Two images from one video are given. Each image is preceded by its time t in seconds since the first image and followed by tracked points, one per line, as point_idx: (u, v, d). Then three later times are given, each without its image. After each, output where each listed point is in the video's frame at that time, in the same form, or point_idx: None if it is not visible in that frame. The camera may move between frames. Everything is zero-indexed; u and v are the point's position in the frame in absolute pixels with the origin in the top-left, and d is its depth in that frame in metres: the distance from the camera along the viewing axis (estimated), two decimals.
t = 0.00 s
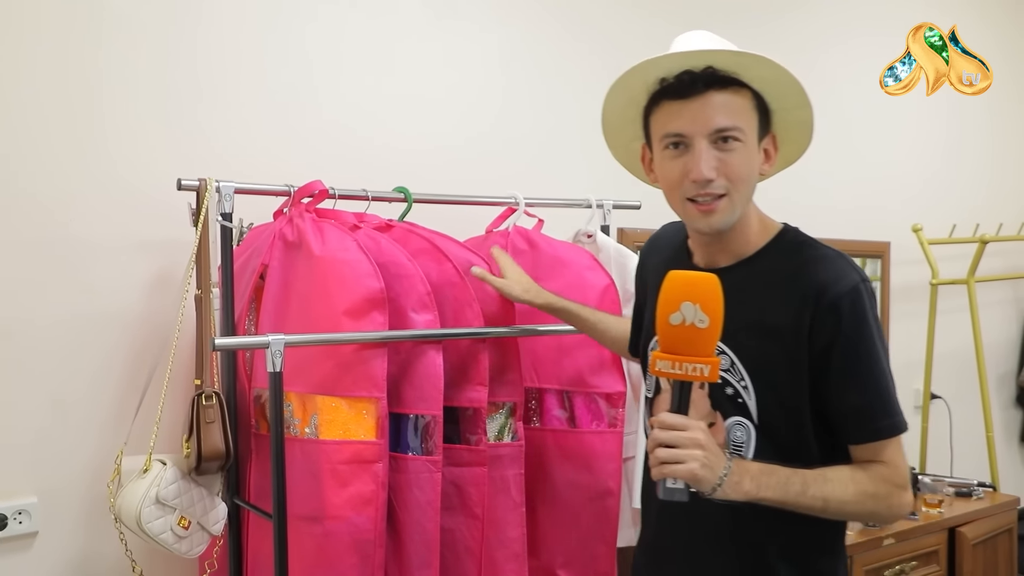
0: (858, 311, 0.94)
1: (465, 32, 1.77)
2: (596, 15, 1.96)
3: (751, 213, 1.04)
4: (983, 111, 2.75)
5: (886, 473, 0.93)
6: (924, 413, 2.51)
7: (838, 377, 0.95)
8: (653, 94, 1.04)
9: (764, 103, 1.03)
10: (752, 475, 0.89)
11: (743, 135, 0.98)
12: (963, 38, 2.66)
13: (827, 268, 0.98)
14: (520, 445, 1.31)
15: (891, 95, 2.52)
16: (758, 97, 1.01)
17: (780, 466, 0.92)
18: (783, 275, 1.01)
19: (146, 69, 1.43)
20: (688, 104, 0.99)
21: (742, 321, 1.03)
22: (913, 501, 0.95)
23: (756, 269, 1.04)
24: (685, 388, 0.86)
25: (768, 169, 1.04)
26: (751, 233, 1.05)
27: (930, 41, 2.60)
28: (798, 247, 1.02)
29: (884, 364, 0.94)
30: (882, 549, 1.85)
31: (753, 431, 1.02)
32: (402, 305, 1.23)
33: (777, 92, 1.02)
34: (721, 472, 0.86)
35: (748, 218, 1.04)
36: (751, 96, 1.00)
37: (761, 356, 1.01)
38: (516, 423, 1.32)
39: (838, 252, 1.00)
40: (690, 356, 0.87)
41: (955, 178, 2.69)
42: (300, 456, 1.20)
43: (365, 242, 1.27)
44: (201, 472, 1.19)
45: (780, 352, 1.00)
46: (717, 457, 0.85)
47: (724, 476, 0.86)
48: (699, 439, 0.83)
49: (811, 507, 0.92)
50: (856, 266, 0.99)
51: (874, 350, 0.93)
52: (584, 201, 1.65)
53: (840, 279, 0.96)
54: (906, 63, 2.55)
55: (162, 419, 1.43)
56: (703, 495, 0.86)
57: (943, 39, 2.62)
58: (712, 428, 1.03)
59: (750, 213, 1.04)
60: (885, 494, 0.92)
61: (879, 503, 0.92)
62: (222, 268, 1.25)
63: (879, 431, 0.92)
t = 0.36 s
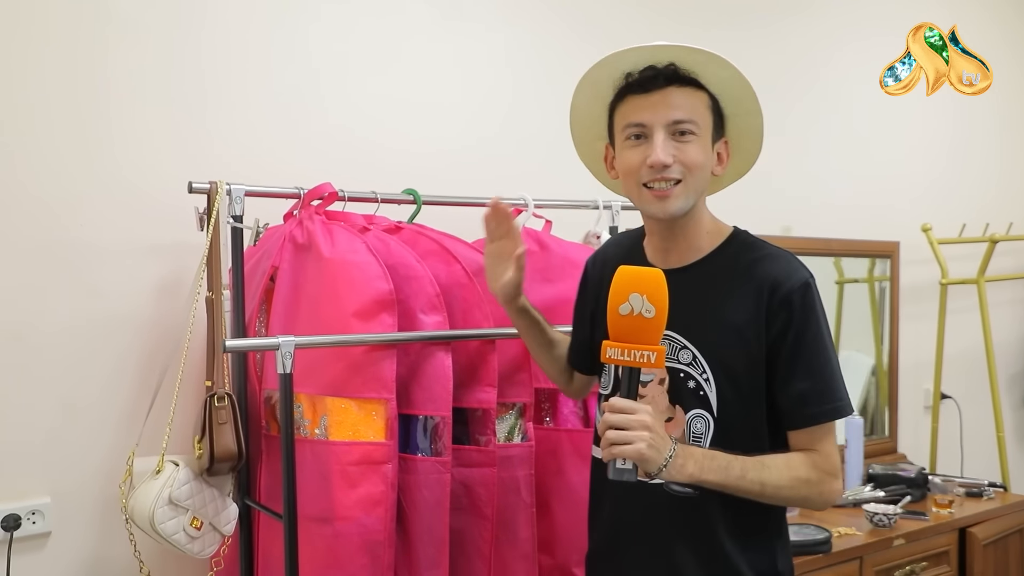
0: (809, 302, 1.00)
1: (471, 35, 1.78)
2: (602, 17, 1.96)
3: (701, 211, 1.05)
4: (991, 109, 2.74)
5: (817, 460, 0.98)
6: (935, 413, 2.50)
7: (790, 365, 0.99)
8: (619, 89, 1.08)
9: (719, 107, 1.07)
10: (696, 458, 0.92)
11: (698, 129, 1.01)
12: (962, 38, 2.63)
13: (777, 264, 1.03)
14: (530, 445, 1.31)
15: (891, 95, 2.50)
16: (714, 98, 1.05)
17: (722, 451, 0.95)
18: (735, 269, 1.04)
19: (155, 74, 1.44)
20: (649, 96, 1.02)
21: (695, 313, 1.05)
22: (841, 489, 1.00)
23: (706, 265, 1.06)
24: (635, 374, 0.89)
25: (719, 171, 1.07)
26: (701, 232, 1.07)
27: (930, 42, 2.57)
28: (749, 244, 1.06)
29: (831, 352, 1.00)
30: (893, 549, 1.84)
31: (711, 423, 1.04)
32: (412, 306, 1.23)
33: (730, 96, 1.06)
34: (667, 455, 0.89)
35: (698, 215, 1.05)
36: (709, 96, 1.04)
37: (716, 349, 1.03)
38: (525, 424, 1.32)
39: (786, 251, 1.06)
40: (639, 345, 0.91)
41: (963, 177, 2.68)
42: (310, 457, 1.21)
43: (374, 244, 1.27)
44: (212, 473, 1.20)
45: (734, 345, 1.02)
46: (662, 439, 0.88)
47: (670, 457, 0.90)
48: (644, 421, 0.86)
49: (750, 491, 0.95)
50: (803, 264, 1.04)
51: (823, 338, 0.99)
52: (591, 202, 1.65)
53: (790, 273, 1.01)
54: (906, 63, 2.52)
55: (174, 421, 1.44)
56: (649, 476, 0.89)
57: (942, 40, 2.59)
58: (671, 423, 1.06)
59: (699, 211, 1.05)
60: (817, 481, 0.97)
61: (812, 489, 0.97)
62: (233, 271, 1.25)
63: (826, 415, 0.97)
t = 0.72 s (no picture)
0: (793, 307, 1.03)
1: (475, 36, 1.78)
2: (604, 19, 1.97)
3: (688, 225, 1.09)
4: (994, 113, 2.74)
5: (800, 460, 1.01)
6: (936, 417, 2.50)
7: (775, 369, 1.02)
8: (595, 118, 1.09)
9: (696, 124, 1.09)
10: (688, 464, 0.94)
11: (677, 155, 1.03)
12: (963, 38, 2.63)
13: (762, 270, 1.06)
14: (532, 446, 1.32)
15: (891, 95, 2.50)
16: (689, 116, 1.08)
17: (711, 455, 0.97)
18: (722, 275, 1.07)
19: (159, 74, 1.44)
20: (626, 126, 1.03)
21: (681, 318, 1.07)
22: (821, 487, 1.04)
23: (693, 273, 1.08)
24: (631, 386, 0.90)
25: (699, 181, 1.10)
26: (689, 242, 1.09)
27: (929, 42, 2.56)
28: (733, 251, 1.09)
29: (813, 356, 1.03)
30: (892, 553, 1.85)
31: (700, 427, 1.06)
32: (415, 307, 1.24)
33: (706, 114, 1.08)
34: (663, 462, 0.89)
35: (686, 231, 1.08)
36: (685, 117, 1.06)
37: (703, 354, 1.05)
38: (527, 424, 1.33)
39: (772, 258, 1.09)
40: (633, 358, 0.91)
41: (966, 181, 2.68)
42: (312, 456, 1.22)
43: (378, 244, 1.28)
44: (214, 471, 1.20)
45: (720, 350, 1.05)
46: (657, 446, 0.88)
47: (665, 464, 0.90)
48: (639, 432, 0.87)
49: (738, 492, 0.98)
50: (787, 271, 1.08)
51: (806, 341, 1.02)
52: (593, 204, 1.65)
53: (775, 279, 1.05)
54: (906, 63, 2.52)
55: (176, 419, 1.45)
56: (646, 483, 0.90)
57: (943, 39, 2.58)
58: (661, 426, 1.09)
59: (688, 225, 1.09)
60: (799, 480, 1.00)
61: (796, 487, 1.00)
62: (237, 270, 1.26)
63: (809, 417, 1.00)
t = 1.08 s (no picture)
0: (797, 320, 1.02)
1: (476, 37, 1.79)
2: (604, 21, 1.97)
3: (671, 229, 1.12)
4: (993, 113, 2.75)
5: (780, 487, 1.01)
6: (935, 416, 2.51)
7: (774, 380, 1.03)
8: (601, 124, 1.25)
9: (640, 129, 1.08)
10: (638, 455, 1.04)
11: (603, 163, 1.12)
12: (962, 38, 2.63)
13: (775, 281, 1.05)
14: (533, 446, 1.32)
15: (891, 95, 2.50)
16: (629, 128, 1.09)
17: (680, 458, 1.04)
18: (732, 282, 1.09)
19: (162, 76, 1.45)
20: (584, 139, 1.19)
21: (692, 320, 1.11)
22: (811, 519, 1.02)
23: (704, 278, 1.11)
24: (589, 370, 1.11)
25: (655, 189, 1.09)
26: (685, 241, 1.12)
27: (930, 42, 2.57)
28: (750, 258, 1.09)
29: (819, 375, 1.01)
30: (892, 551, 1.85)
31: (692, 428, 1.11)
32: (415, 308, 1.24)
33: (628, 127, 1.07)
34: (607, 445, 1.04)
35: (671, 234, 1.12)
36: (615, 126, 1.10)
37: (706, 357, 1.09)
38: (528, 424, 1.33)
39: (795, 268, 1.07)
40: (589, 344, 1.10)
41: (965, 181, 2.69)
42: (314, 458, 1.22)
43: (379, 245, 1.28)
44: (216, 472, 1.21)
45: (724, 354, 1.07)
46: (600, 430, 1.04)
47: (608, 448, 1.04)
48: (580, 412, 1.05)
49: (698, 497, 1.03)
50: (810, 282, 1.06)
51: (810, 358, 1.01)
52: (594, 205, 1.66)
53: (786, 291, 1.04)
54: (906, 63, 2.53)
55: (179, 419, 1.45)
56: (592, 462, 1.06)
57: (942, 39, 2.59)
58: (661, 424, 1.15)
59: (670, 229, 1.12)
60: (773, 505, 1.01)
61: (766, 510, 1.01)
62: (238, 271, 1.26)
63: (798, 439, 1.00)
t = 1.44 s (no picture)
0: (800, 334, 0.99)
1: (472, 38, 1.79)
2: (600, 22, 1.97)
3: (707, 229, 1.12)
4: (987, 116, 2.76)
5: (762, 508, 0.99)
6: (928, 418, 2.52)
7: (774, 393, 1.02)
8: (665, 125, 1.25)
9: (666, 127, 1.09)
10: (635, 449, 1.08)
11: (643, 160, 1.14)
12: (962, 39, 2.66)
13: (790, 292, 1.03)
14: (528, 448, 1.32)
15: (891, 95, 2.53)
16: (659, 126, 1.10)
17: (675, 460, 1.07)
18: (748, 290, 1.09)
19: (161, 76, 1.45)
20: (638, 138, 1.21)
21: (713, 323, 1.13)
22: (796, 552, 0.99)
23: (735, 279, 1.11)
24: (607, 360, 1.12)
25: (685, 186, 1.09)
26: (720, 245, 1.12)
27: (930, 42, 2.59)
28: (773, 267, 1.07)
29: (821, 396, 0.97)
30: (885, 553, 1.86)
31: (705, 433, 1.13)
32: (411, 309, 1.24)
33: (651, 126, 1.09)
34: (607, 434, 1.09)
35: (708, 234, 1.13)
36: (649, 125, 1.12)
37: (720, 361, 1.10)
38: (523, 427, 1.32)
39: (819, 281, 1.03)
40: (618, 337, 1.10)
41: (959, 183, 2.70)
42: (309, 460, 1.22)
43: (374, 247, 1.28)
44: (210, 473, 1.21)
45: (736, 360, 1.08)
46: (602, 419, 1.09)
47: (608, 437, 1.09)
48: (581, 400, 1.11)
49: (682, 501, 1.05)
50: (830, 297, 1.02)
51: (811, 376, 0.98)
52: (591, 206, 1.66)
53: (796, 303, 1.01)
54: (906, 63, 2.55)
55: (173, 420, 1.45)
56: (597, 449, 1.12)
57: (942, 39, 2.61)
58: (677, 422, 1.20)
59: (706, 229, 1.12)
60: (751, 524, 0.99)
61: (743, 529, 1.00)
62: (233, 273, 1.26)
63: (783, 460, 0.98)
